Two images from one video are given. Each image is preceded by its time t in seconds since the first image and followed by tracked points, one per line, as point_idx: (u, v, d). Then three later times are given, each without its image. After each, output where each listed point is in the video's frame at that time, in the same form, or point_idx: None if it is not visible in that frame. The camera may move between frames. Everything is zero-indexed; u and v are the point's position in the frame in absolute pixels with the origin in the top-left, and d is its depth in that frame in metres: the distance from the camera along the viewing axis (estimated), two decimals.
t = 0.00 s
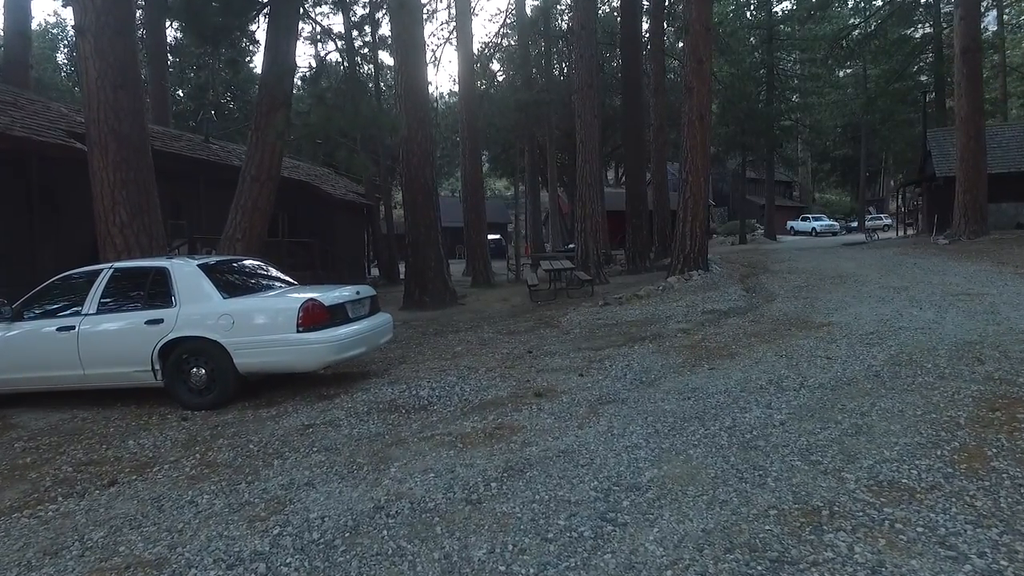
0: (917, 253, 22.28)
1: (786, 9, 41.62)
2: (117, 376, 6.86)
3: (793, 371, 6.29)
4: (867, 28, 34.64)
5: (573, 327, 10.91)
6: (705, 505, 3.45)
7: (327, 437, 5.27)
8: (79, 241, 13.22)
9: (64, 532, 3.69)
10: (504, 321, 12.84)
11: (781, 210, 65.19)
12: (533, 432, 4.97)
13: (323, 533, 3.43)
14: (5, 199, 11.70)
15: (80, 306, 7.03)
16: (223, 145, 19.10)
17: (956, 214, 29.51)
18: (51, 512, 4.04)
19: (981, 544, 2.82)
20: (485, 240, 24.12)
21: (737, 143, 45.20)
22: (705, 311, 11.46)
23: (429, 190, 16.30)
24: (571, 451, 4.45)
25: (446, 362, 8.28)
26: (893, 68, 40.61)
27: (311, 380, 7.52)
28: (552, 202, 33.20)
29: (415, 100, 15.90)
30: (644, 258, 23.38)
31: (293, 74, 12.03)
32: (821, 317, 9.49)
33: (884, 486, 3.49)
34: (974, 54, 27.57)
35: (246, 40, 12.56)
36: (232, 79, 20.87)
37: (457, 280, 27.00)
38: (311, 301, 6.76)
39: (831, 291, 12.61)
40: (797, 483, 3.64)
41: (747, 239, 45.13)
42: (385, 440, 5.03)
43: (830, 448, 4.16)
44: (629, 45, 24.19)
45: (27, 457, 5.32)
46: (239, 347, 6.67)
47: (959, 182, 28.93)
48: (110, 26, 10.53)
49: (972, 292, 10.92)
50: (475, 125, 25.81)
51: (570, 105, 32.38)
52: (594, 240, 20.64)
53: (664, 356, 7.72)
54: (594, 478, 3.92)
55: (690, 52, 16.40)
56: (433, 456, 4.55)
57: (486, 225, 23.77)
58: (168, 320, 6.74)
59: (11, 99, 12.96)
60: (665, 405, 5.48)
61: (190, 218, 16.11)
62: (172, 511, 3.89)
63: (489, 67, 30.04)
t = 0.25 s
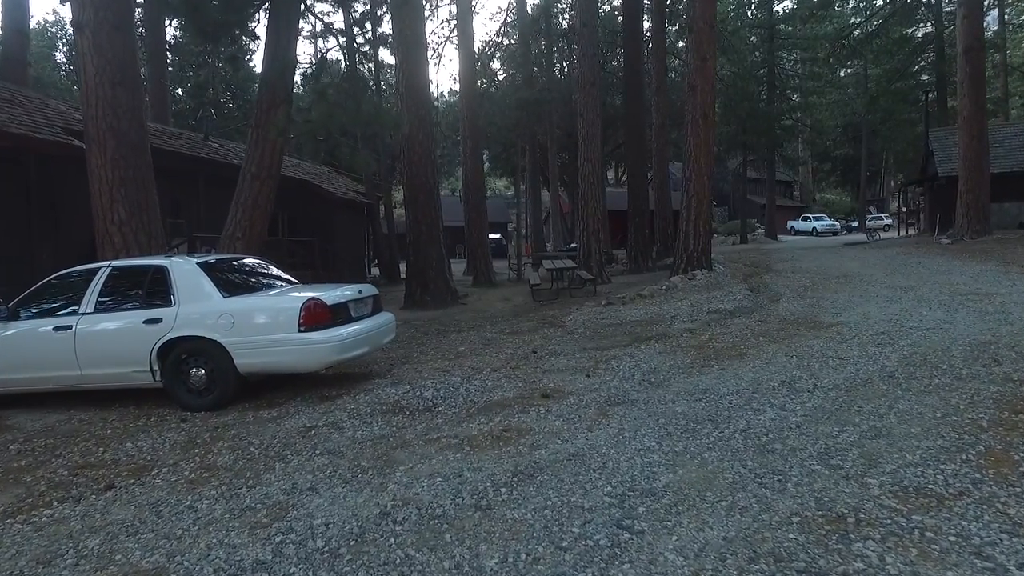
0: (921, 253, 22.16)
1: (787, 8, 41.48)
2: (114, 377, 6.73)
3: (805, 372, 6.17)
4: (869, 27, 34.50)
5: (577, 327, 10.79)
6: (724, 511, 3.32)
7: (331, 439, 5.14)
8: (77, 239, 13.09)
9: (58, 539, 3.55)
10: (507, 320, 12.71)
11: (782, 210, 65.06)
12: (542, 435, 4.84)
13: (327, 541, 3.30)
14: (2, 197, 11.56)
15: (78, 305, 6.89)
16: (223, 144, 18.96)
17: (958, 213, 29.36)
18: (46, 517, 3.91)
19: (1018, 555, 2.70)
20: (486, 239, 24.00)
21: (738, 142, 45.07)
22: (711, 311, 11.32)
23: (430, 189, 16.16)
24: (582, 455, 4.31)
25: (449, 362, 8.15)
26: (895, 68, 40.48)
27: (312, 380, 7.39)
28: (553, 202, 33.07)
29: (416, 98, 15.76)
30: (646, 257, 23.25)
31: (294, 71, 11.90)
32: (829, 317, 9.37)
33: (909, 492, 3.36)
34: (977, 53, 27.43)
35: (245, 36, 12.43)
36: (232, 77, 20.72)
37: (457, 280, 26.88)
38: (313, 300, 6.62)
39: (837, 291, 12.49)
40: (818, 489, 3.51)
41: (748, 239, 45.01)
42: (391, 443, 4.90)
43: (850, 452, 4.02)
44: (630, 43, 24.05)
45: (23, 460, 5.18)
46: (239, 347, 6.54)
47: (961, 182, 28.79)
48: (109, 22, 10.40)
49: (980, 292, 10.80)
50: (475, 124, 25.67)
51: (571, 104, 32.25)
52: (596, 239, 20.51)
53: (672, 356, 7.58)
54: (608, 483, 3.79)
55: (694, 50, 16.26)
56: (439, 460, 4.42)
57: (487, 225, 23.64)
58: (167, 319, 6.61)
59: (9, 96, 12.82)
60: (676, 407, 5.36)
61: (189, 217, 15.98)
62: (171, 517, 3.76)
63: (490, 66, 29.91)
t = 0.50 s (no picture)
0: (926, 253, 21.96)
1: (789, 7, 41.28)
2: (109, 378, 6.54)
3: (821, 374, 5.99)
4: (872, 26, 34.31)
5: (582, 327, 10.63)
6: (751, 523, 3.13)
7: (333, 444, 4.96)
8: (73, 237, 12.90)
9: (45, 552, 3.37)
10: (511, 320, 12.52)
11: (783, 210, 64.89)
12: (552, 440, 4.66)
13: (330, 554, 3.12)
14: None
15: (72, 305, 6.71)
16: (222, 142, 18.77)
17: (962, 213, 29.12)
18: (32, 529, 3.71)
19: None
20: (488, 239, 23.83)
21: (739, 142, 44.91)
22: (718, 311, 11.13)
23: (431, 187, 15.95)
24: (596, 461, 4.13)
25: (452, 363, 7.96)
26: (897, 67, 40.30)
27: (314, 381, 7.22)
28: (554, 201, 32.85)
29: (418, 95, 15.58)
30: (648, 257, 23.09)
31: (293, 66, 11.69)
32: (839, 317, 9.20)
33: (946, 503, 3.18)
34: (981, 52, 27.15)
35: (245, 32, 12.24)
36: (231, 75, 20.55)
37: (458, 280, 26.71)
38: (314, 299, 6.44)
39: (846, 291, 12.29)
40: (848, 499, 3.32)
41: (749, 238, 44.82)
42: (395, 449, 4.71)
43: (879, 459, 3.83)
44: (633, 41, 23.84)
45: (14, 465, 5.01)
46: (238, 348, 6.35)
47: (965, 181, 28.53)
48: (106, 17, 10.19)
49: (992, 292, 10.61)
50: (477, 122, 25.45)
51: (572, 103, 32.06)
52: (598, 238, 20.33)
53: (681, 357, 7.40)
54: (623, 491, 3.62)
55: (699, 47, 16.08)
56: (446, 466, 4.23)
57: (488, 224, 23.46)
58: (163, 319, 6.42)
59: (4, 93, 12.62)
60: (689, 410, 5.18)
61: (188, 216, 15.78)
62: (164, 528, 3.57)
63: (490, 64, 29.72)
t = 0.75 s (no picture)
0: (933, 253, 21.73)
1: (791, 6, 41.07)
2: (102, 381, 6.31)
3: (842, 377, 5.76)
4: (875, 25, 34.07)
5: (588, 327, 10.40)
6: (786, 541, 2.90)
7: (334, 450, 4.74)
8: (69, 236, 12.66)
9: (25, 571, 3.14)
10: (514, 321, 12.28)
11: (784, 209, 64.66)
12: (564, 447, 4.43)
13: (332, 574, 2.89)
14: None
15: (63, 304, 6.48)
16: (220, 140, 18.54)
17: (967, 213, 28.78)
18: (13, 544, 3.49)
19: None
20: (489, 238, 23.60)
21: (741, 141, 44.69)
22: (726, 311, 10.91)
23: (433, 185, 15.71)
24: (612, 470, 3.90)
25: (456, 365, 7.72)
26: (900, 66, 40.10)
27: (314, 384, 6.99)
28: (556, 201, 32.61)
29: (419, 92, 15.35)
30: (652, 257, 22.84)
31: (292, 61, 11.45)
32: (853, 318, 8.97)
33: (996, 519, 2.95)
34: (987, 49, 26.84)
35: (243, 27, 12.01)
36: (229, 73, 20.33)
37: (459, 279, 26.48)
38: (314, 299, 6.21)
39: (856, 291, 12.06)
40: (888, 514, 3.09)
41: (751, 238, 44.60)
42: (399, 456, 4.48)
43: (916, 469, 3.60)
44: (636, 38, 23.61)
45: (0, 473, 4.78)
46: (235, 349, 6.12)
47: (970, 180, 28.18)
48: (101, 10, 9.96)
49: (1007, 291, 10.37)
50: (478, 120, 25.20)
51: (574, 102, 31.83)
52: (601, 237, 20.10)
53: (693, 359, 7.17)
54: (645, 504, 3.39)
55: (704, 43, 15.85)
56: (454, 476, 4.01)
57: (489, 223, 23.23)
58: (158, 319, 6.19)
59: None
60: (707, 415, 4.96)
61: (186, 215, 15.56)
62: (154, 544, 3.34)
63: (491, 62, 29.48)
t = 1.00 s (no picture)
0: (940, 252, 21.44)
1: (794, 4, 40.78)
2: (92, 385, 6.04)
3: (869, 382, 5.48)
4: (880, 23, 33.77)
5: (595, 328, 10.12)
6: (835, 568, 2.63)
7: (334, 460, 4.48)
8: (63, 234, 12.38)
9: None
10: (518, 321, 12.00)
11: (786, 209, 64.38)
12: (581, 458, 4.16)
13: None
14: None
15: (52, 304, 6.21)
16: (219, 137, 18.28)
17: (973, 212, 28.33)
18: None
19: None
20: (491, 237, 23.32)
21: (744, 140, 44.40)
22: (736, 311, 10.63)
23: (434, 183, 15.42)
24: (634, 485, 3.62)
25: (460, 368, 7.44)
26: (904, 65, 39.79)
27: (313, 388, 6.71)
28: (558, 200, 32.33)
29: (421, 88, 15.06)
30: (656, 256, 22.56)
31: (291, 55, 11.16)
32: (870, 319, 8.68)
33: None
34: (993, 47, 26.45)
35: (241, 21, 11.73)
36: (228, 70, 20.05)
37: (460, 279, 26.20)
38: (313, 299, 5.93)
39: (869, 291, 11.78)
40: (943, 536, 2.82)
41: (754, 238, 44.31)
42: (403, 468, 4.21)
43: (966, 485, 3.33)
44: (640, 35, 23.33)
45: None
46: (231, 352, 5.85)
47: (977, 179, 27.74)
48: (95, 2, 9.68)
49: None
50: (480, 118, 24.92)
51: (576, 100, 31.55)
52: (605, 236, 19.81)
53: (707, 362, 6.89)
54: (674, 524, 3.11)
55: (711, 39, 15.58)
56: (463, 490, 3.74)
57: (491, 222, 22.95)
58: (151, 320, 5.92)
59: None
60: (729, 422, 4.69)
61: (183, 214, 15.29)
62: (140, 567, 3.07)
63: (493, 60, 29.21)
